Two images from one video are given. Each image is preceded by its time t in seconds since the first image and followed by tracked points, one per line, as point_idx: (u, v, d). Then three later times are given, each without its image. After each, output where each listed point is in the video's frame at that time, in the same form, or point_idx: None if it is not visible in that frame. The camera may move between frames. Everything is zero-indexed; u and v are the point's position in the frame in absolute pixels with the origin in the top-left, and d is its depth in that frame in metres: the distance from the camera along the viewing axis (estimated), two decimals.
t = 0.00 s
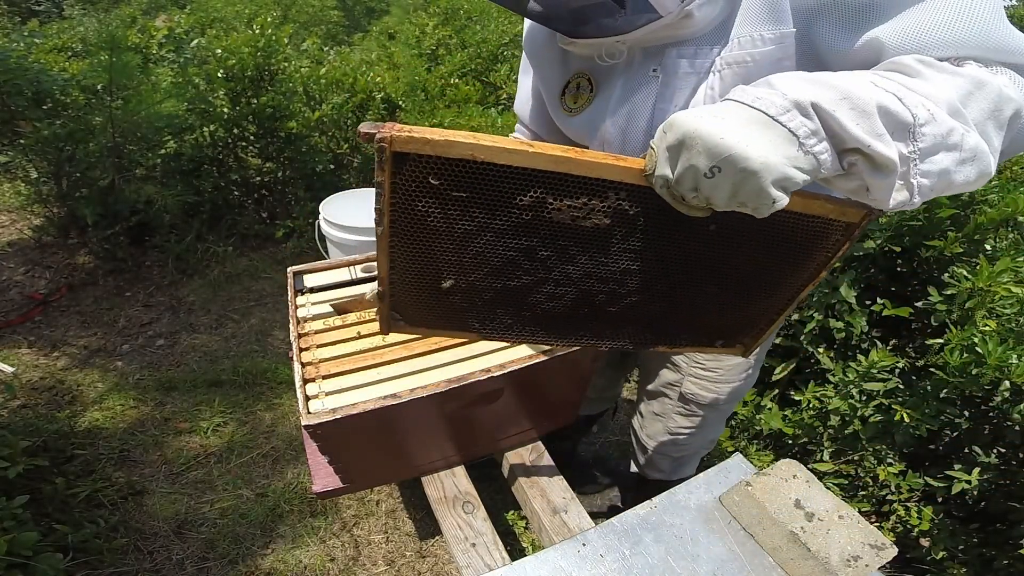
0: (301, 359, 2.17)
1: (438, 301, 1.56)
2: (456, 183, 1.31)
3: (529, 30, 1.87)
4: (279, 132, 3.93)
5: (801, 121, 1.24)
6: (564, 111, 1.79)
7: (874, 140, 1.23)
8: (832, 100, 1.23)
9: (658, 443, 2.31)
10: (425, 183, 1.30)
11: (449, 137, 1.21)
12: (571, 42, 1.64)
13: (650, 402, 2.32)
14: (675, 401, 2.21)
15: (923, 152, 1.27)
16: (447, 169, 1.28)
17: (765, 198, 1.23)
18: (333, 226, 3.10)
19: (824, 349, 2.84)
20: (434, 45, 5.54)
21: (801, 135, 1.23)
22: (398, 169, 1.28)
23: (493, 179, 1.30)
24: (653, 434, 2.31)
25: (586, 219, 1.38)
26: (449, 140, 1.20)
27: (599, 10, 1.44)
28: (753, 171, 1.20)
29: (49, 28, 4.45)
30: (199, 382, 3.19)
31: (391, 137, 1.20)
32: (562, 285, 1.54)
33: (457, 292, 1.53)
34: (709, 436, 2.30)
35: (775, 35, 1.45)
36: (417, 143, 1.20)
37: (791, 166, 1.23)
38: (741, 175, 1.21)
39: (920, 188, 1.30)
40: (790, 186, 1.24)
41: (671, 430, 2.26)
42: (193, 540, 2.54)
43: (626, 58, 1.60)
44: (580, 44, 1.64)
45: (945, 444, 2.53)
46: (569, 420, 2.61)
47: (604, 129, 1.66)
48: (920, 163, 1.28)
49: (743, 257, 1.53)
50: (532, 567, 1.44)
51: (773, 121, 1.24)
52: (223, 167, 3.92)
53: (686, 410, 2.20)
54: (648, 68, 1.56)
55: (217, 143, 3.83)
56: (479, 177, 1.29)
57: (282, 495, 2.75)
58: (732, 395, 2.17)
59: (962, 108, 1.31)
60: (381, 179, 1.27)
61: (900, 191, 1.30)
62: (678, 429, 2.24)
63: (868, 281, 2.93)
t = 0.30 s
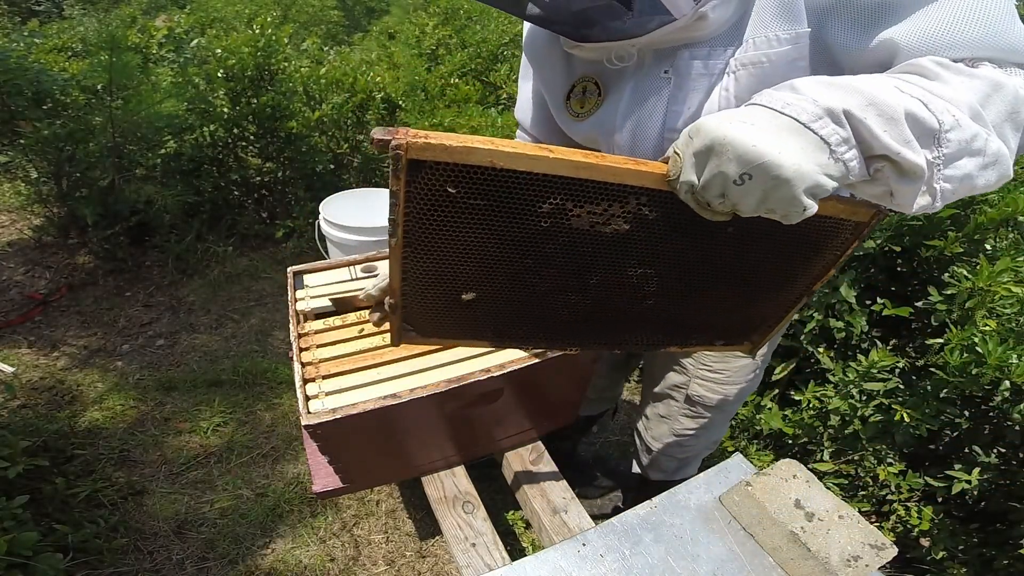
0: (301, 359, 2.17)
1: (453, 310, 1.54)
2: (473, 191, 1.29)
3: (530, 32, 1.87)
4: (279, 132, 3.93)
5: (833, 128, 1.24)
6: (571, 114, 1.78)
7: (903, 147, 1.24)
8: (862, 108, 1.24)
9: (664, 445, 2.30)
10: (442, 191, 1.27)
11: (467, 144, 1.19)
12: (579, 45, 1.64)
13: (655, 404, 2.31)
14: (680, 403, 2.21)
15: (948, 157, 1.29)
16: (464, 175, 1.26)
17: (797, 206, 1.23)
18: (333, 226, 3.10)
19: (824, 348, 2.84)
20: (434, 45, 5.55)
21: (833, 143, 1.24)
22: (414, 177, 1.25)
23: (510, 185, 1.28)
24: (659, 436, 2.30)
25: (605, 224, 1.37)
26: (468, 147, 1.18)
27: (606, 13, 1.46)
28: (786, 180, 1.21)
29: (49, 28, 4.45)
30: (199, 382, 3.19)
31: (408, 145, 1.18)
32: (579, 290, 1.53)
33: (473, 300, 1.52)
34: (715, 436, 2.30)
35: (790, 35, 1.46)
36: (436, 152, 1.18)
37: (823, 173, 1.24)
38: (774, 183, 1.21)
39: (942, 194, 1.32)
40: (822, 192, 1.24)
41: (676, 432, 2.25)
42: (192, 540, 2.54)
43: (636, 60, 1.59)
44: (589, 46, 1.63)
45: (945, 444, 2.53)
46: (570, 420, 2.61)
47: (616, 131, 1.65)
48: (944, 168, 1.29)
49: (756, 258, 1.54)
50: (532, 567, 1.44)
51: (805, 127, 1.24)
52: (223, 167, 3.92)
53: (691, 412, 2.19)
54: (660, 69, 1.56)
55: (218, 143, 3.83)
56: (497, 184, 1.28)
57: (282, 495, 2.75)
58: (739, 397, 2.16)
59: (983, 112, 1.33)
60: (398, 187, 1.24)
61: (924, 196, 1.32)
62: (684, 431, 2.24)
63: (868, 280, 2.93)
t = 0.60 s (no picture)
0: (301, 359, 2.17)
1: (452, 327, 1.56)
2: (469, 218, 1.27)
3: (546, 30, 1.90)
4: (279, 132, 3.93)
5: (829, 156, 1.24)
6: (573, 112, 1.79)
7: (894, 178, 1.24)
8: (859, 136, 1.24)
9: (660, 447, 2.30)
10: (438, 218, 1.26)
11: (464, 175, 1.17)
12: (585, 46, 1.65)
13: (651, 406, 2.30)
14: (675, 406, 2.20)
15: (938, 189, 1.28)
16: (460, 204, 1.24)
17: (789, 235, 1.25)
18: (333, 226, 3.10)
19: (824, 349, 2.84)
20: (434, 45, 5.55)
21: (828, 172, 1.24)
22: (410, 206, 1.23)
23: (507, 213, 1.27)
24: (655, 438, 2.30)
25: (601, 245, 1.37)
26: (465, 179, 1.16)
27: (608, 16, 1.37)
28: (781, 210, 1.22)
29: (48, 28, 4.45)
30: (199, 382, 3.19)
31: (403, 178, 1.15)
32: (575, 306, 1.54)
33: (468, 318, 1.52)
34: (711, 439, 2.30)
35: (792, 46, 1.46)
36: (431, 184, 1.16)
37: (816, 203, 1.24)
38: (768, 211, 1.23)
39: (930, 225, 1.32)
40: (813, 222, 1.25)
41: (672, 434, 2.25)
42: (192, 540, 2.54)
43: (641, 66, 1.60)
44: (594, 48, 1.64)
45: (945, 444, 2.53)
46: (569, 419, 2.62)
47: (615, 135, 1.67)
48: (934, 200, 1.29)
49: (747, 270, 1.55)
50: (532, 567, 1.44)
51: (802, 155, 1.24)
52: (223, 167, 3.92)
53: (688, 415, 2.19)
54: (662, 77, 1.56)
55: (218, 143, 3.83)
56: (493, 212, 1.26)
57: (282, 495, 2.75)
58: (734, 401, 2.17)
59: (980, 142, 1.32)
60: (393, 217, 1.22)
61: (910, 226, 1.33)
62: (680, 433, 2.23)
63: (868, 281, 2.93)
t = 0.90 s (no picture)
0: (301, 359, 2.18)
1: (400, 328, 1.55)
2: (402, 217, 1.30)
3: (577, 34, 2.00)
4: (279, 132, 3.92)
5: (732, 155, 1.22)
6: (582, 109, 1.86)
7: (796, 182, 1.22)
8: (765, 137, 1.22)
9: (648, 448, 2.29)
10: (372, 218, 1.28)
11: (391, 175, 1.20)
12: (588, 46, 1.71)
13: (640, 406, 2.29)
14: (662, 406, 2.20)
15: (849, 197, 1.25)
16: (392, 203, 1.27)
17: (691, 234, 1.23)
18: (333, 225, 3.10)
19: (824, 348, 2.84)
20: (434, 45, 5.55)
21: (730, 171, 1.22)
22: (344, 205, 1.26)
23: (437, 212, 1.29)
24: (643, 438, 2.29)
25: (536, 245, 1.39)
26: (391, 178, 1.19)
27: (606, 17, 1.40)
28: (681, 209, 1.21)
29: (48, 28, 4.45)
30: (200, 382, 3.19)
31: (333, 177, 1.19)
32: (522, 308, 1.55)
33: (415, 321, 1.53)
34: (703, 445, 2.26)
35: (749, 47, 1.43)
36: (357, 182, 1.19)
37: (718, 202, 1.22)
38: (670, 210, 1.21)
39: (843, 235, 1.28)
40: (718, 222, 1.24)
41: (660, 436, 2.24)
42: (193, 540, 2.54)
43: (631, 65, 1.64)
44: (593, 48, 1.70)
45: (945, 444, 2.53)
46: (570, 419, 2.62)
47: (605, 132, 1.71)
48: (845, 207, 1.26)
49: (687, 272, 1.53)
50: (531, 567, 1.44)
51: (706, 155, 1.22)
52: (223, 167, 3.91)
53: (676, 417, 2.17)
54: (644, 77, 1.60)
55: (218, 143, 3.83)
56: (425, 210, 1.28)
57: (282, 495, 2.75)
58: (726, 408, 2.14)
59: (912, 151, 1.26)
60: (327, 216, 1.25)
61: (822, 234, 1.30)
62: (670, 435, 2.22)
63: (868, 281, 2.92)
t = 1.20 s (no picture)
0: (302, 359, 2.20)
1: (366, 287, 1.54)
2: (367, 166, 1.32)
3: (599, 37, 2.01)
4: (279, 132, 3.92)
5: (654, 118, 1.20)
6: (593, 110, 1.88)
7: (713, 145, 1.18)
8: (687, 97, 1.19)
9: (646, 450, 2.28)
10: (341, 166, 1.31)
11: (358, 124, 1.24)
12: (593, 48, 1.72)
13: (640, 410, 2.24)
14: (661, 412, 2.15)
15: (773, 162, 1.19)
16: (357, 152, 1.29)
17: (612, 193, 1.20)
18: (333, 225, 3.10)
19: (824, 348, 2.84)
20: (434, 45, 5.55)
21: (651, 133, 1.20)
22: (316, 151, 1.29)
23: (399, 163, 1.31)
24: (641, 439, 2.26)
25: (490, 205, 1.38)
26: (358, 127, 1.23)
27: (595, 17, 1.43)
28: (601, 165, 1.18)
29: (49, 28, 4.46)
30: (200, 382, 3.19)
31: (306, 123, 1.23)
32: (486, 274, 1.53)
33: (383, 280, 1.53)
34: (702, 449, 2.23)
35: (721, 34, 1.42)
36: (328, 128, 1.23)
37: (640, 162, 1.20)
38: (594, 168, 1.19)
39: (771, 202, 1.22)
40: (641, 182, 1.21)
41: (658, 440, 2.22)
42: (193, 540, 2.54)
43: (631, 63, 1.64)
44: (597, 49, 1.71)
45: (945, 444, 2.53)
46: (569, 420, 2.61)
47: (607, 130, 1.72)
48: (769, 173, 1.20)
49: (645, 251, 1.52)
50: (531, 567, 1.44)
51: (630, 118, 1.21)
52: (223, 167, 3.90)
53: (675, 423, 2.14)
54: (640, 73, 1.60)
55: (217, 143, 3.83)
56: (388, 162, 1.31)
57: (282, 495, 2.75)
58: (726, 417, 2.13)
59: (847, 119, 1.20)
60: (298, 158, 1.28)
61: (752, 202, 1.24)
62: (669, 441, 2.20)
63: (868, 281, 2.92)
